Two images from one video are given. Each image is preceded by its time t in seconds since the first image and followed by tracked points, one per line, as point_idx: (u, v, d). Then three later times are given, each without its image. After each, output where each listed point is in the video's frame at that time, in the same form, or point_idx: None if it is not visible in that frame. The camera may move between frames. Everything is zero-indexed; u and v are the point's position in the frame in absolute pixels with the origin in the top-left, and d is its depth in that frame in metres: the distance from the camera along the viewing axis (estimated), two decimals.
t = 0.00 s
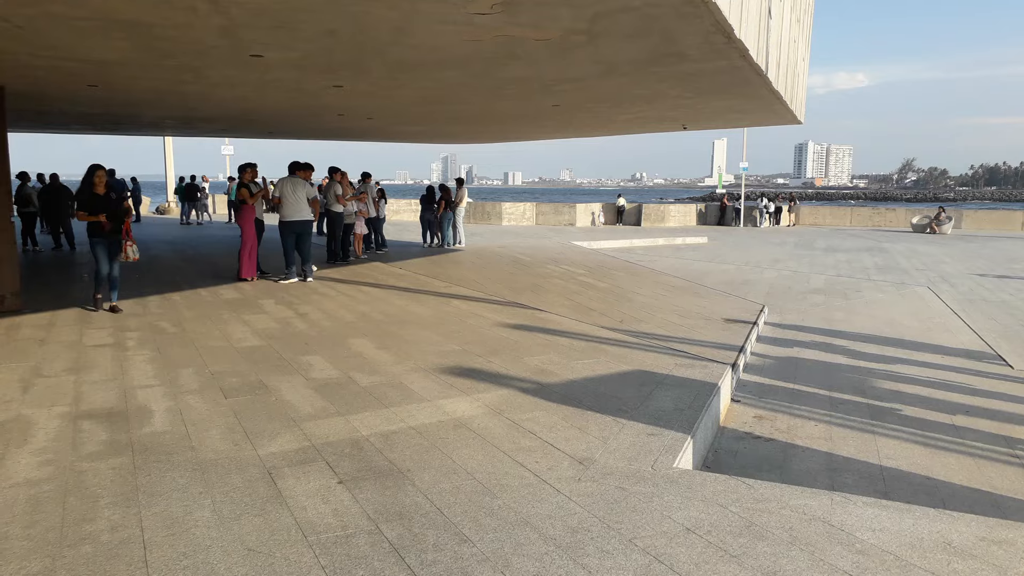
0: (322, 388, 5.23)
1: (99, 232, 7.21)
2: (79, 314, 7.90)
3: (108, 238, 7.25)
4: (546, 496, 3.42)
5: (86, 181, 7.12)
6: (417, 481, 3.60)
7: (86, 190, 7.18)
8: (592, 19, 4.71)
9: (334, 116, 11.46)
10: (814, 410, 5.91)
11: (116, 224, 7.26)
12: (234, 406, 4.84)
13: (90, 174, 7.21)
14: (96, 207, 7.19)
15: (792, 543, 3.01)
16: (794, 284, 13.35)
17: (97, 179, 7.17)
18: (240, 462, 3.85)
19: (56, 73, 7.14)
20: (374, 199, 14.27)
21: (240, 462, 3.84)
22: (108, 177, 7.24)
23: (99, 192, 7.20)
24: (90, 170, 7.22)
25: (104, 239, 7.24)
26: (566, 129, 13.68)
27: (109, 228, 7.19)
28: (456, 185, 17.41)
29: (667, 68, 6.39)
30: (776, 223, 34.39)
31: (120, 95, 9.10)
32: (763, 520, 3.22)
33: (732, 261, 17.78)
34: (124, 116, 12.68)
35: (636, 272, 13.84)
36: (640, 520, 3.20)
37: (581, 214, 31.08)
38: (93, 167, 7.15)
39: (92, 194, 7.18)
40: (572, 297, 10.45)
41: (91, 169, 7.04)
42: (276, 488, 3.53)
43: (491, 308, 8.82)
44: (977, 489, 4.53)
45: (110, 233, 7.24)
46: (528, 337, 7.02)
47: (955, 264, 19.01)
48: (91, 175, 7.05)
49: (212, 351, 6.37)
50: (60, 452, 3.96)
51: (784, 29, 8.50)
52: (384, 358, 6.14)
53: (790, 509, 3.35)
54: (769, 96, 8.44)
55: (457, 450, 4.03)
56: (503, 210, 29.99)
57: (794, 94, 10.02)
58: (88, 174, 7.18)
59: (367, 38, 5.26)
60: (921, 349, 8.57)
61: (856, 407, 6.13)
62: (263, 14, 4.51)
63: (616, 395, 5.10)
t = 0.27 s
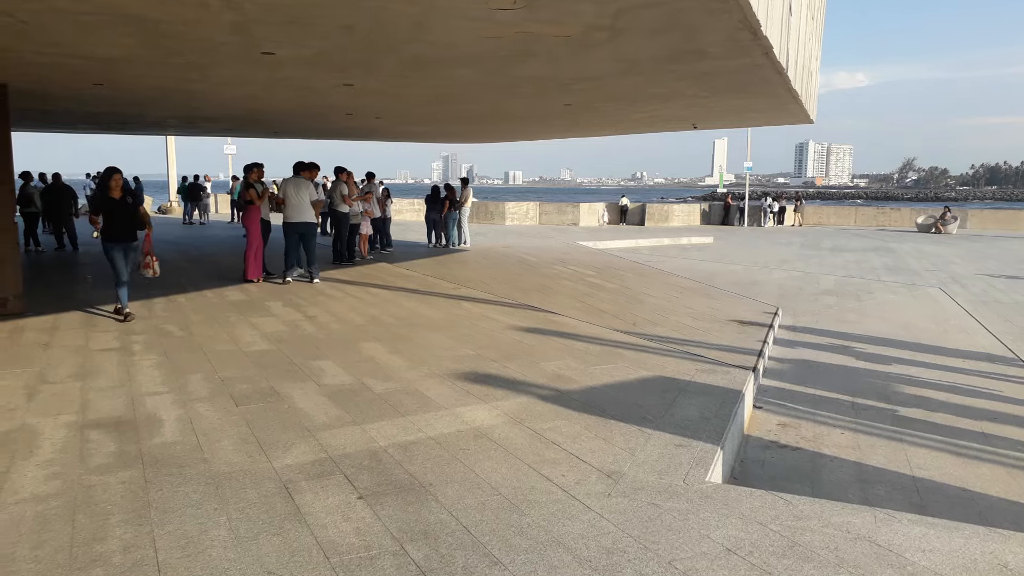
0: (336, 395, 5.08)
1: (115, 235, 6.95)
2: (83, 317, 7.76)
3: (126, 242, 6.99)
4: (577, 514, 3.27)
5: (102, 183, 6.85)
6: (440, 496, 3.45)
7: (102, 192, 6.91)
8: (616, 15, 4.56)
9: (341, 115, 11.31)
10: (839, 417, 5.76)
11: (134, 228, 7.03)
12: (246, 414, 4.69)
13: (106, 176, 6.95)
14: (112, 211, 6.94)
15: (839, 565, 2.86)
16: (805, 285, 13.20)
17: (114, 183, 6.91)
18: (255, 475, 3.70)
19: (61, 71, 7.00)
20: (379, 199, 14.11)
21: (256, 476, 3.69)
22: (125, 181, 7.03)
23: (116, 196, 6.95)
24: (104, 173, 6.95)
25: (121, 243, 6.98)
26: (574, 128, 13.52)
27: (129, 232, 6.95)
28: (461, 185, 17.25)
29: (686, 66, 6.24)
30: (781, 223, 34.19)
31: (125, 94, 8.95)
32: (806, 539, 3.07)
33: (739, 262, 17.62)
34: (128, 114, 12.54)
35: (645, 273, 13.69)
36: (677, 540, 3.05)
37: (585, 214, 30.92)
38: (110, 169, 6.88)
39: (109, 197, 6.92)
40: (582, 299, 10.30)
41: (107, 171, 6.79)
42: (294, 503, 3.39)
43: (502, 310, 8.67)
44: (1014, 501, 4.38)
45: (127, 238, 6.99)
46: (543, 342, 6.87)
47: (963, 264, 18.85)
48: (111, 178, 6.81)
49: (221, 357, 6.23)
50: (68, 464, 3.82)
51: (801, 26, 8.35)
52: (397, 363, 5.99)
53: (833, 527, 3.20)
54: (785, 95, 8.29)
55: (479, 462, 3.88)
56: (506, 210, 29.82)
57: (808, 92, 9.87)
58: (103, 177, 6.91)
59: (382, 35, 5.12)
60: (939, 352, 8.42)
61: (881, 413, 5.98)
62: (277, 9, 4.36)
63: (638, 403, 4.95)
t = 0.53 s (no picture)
0: (343, 404, 4.90)
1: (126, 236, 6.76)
2: (83, 321, 7.59)
3: (138, 243, 6.81)
4: (603, 534, 3.09)
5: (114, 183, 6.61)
6: (458, 515, 3.27)
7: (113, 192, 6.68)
8: (635, 9, 4.39)
9: (344, 114, 11.14)
10: (861, 424, 5.57)
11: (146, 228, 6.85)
12: (251, 426, 4.50)
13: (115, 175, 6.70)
14: (123, 212, 6.73)
15: None
16: (815, 286, 13.01)
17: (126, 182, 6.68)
18: (262, 492, 3.52)
19: (60, 69, 6.83)
20: (382, 199, 13.92)
21: (262, 493, 3.51)
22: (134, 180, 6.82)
23: (127, 196, 6.73)
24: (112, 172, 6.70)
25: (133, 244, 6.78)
26: (580, 127, 13.34)
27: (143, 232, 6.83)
28: (464, 184, 17.06)
29: (702, 62, 6.07)
30: (784, 223, 33.97)
31: (125, 93, 8.78)
32: (848, 562, 2.89)
33: (746, 262, 17.43)
34: (128, 114, 12.37)
35: (652, 274, 13.51)
36: (712, 563, 2.87)
37: (588, 213, 30.74)
38: (120, 167, 6.65)
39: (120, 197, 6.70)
40: (590, 301, 10.12)
41: (119, 170, 6.56)
42: (304, 522, 3.21)
43: (510, 313, 8.49)
44: None
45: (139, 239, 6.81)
46: (555, 346, 6.69)
47: (972, 263, 18.66)
48: (124, 178, 6.60)
49: (223, 363, 6.05)
50: (65, 480, 3.64)
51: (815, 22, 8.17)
52: (404, 370, 5.81)
53: (874, 548, 3.01)
54: (799, 92, 8.11)
55: (496, 477, 3.69)
56: (508, 209, 29.63)
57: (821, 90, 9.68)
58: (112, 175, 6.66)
59: (392, 30, 4.94)
60: (958, 355, 8.23)
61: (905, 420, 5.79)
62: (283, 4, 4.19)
63: (657, 412, 4.77)
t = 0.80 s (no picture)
0: (345, 408, 4.73)
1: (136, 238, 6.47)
2: (78, 322, 7.41)
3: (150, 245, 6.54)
4: (623, 547, 2.92)
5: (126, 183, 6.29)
6: (469, 526, 3.10)
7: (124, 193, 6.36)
8: None
9: (345, 112, 10.97)
10: (879, 427, 5.41)
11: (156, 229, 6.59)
12: (250, 431, 4.32)
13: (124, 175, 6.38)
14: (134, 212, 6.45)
15: None
16: (820, 285, 12.86)
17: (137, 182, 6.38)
18: (262, 502, 3.34)
19: (54, 63, 6.66)
20: (382, 198, 13.73)
21: (263, 503, 3.34)
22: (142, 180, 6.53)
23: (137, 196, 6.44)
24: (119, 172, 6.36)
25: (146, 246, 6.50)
26: (583, 124, 13.18)
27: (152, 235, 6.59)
28: (465, 183, 16.88)
29: (715, 55, 5.91)
30: (785, 222, 33.83)
31: (122, 89, 8.60)
32: None
33: (749, 261, 17.28)
34: (125, 111, 12.19)
35: (656, 273, 13.35)
36: None
37: (588, 212, 30.59)
38: (131, 167, 6.34)
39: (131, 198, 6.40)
40: (595, 300, 9.96)
41: (133, 170, 6.28)
42: (306, 534, 3.03)
43: (514, 313, 8.33)
44: None
45: (151, 241, 6.53)
46: (562, 347, 6.53)
47: (976, 263, 18.52)
48: (138, 178, 6.31)
49: (222, 365, 5.87)
50: (55, 489, 3.46)
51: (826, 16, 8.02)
52: (408, 373, 5.64)
53: (910, 560, 2.85)
54: (810, 88, 7.97)
55: (507, 484, 3.53)
56: (508, 208, 29.46)
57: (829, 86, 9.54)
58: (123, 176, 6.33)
59: (397, 20, 4.78)
60: (971, 355, 8.07)
61: (924, 422, 5.63)
62: None
63: (672, 414, 4.60)
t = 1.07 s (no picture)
0: (342, 421, 4.52)
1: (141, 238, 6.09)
2: (67, 327, 7.19)
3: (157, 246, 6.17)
4: None
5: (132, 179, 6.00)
6: (473, 555, 2.88)
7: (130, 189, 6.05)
8: None
9: (344, 110, 10.75)
10: (898, 438, 5.20)
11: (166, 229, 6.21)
12: (242, 447, 4.10)
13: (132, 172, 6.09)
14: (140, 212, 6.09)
15: None
16: (828, 287, 12.64)
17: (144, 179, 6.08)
18: (252, 528, 3.12)
19: (41, 59, 6.44)
20: (381, 198, 13.51)
21: (254, 529, 3.12)
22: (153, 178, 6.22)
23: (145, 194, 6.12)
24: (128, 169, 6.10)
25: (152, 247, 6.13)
26: (587, 122, 12.95)
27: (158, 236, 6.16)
28: (466, 183, 16.66)
29: (726, 50, 5.70)
30: (788, 221, 33.59)
31: (114, 86, 8.39)
32: None
33: (754, 262, 17.06)
34: (120, 110, 11.97)
35: (660, 274, 13.14)
36: None
37: (589, 212, 30.38)
38: (138, 163, 6.06)
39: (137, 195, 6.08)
40: (599, 303, 9.75)
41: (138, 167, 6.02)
42: (298, 564, 2.82)
43: (517, 317, 8.12)
44: None
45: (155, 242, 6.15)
46: (567, 354, 6.30)
47: (983, 263, 18.31)
48: (144, 173, 6.01)
49: (214, 375, 5.65)
50: (31, 513, 3.25)
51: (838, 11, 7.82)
52: (407, 382, 5.44)
53: None
54: (821, 85, 7.76)
55: (513, 507, 3.31)
56: (509, 208, 29.24)
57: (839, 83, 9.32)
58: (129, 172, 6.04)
59: (396, 13, 4.57)
60: (986, 359, 7.86)
61: (944, 433, 5.41)
62: None
63: (685, 428, 4.37)
